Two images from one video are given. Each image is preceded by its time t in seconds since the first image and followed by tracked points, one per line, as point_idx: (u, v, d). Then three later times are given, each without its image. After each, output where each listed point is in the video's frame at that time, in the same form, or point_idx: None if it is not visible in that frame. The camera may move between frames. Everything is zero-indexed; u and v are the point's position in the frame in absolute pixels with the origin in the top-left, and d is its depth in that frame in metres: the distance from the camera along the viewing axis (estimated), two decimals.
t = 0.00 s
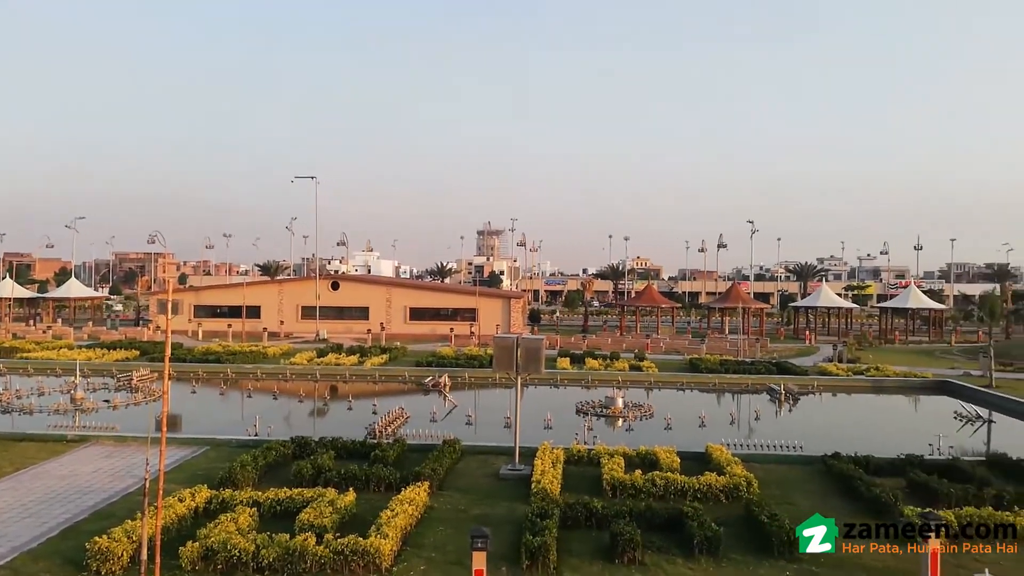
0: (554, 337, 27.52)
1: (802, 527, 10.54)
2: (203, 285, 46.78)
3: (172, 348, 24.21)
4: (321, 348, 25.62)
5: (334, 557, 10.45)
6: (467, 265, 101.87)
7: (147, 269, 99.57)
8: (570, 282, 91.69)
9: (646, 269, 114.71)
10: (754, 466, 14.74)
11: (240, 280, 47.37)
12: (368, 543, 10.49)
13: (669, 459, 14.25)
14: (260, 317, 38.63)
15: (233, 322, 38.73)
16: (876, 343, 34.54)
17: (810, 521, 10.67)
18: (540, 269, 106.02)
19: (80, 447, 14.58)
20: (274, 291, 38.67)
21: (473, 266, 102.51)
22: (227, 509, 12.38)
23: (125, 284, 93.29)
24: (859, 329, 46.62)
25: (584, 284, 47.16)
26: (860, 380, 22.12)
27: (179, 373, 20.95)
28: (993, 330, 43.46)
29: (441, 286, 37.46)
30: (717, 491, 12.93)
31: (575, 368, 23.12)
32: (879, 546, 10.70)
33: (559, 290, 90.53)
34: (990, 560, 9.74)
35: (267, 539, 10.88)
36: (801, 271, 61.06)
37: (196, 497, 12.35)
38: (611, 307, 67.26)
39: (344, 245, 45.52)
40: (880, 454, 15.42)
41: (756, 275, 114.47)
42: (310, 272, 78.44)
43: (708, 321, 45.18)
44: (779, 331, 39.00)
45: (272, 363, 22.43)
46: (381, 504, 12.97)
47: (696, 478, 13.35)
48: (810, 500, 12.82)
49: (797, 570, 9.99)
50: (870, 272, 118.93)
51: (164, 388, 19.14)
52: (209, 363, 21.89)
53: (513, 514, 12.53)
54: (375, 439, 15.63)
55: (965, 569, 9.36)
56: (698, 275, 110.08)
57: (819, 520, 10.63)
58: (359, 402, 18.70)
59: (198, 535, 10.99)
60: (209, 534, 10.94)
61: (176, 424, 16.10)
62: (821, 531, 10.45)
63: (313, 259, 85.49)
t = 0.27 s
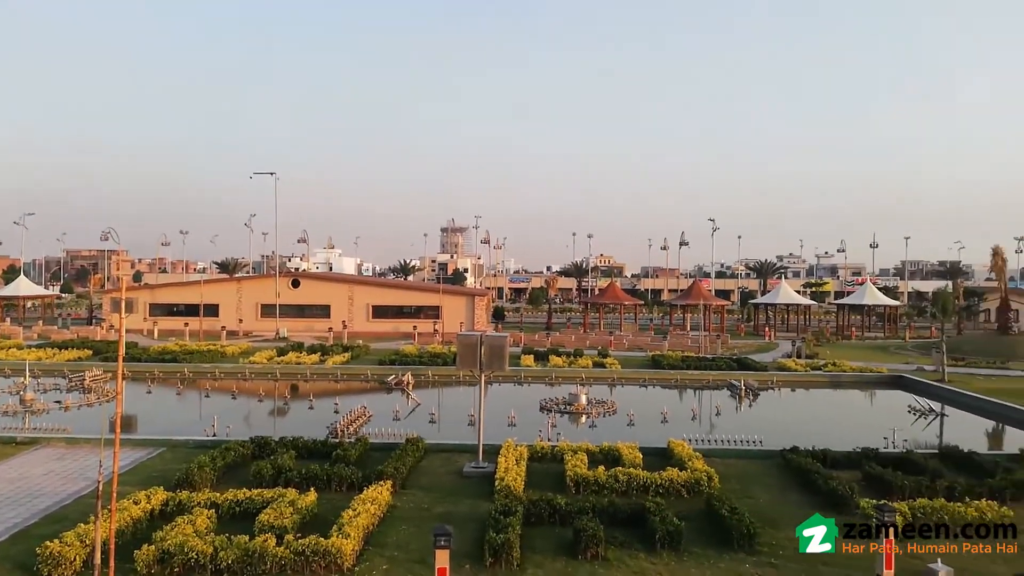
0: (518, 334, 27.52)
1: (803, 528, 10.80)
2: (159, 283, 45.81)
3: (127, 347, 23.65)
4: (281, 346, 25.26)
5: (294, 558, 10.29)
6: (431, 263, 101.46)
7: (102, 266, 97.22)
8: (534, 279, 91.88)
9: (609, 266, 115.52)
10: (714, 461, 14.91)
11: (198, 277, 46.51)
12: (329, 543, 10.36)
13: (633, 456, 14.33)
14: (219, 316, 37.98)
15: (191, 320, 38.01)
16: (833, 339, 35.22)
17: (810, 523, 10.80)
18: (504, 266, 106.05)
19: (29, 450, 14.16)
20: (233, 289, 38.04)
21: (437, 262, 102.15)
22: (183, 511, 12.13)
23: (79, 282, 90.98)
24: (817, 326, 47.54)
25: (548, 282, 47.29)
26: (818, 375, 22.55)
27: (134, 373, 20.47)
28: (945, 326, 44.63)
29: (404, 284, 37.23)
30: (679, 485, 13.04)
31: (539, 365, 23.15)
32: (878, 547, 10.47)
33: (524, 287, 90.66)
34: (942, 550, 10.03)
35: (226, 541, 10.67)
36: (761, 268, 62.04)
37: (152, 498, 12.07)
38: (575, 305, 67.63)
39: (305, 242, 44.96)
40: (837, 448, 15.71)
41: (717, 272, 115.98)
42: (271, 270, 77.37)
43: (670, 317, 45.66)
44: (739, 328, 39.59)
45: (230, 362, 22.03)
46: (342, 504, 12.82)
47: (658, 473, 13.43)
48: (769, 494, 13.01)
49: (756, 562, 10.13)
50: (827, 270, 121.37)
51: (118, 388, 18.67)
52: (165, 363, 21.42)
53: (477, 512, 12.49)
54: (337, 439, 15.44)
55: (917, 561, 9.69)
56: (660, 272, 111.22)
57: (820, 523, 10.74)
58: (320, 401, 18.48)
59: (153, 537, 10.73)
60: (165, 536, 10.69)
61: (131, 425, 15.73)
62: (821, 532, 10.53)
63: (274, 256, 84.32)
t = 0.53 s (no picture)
0: (487, 332, 27.49)
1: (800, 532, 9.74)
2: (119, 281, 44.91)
3: (86, 346, 23.15)
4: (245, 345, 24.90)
5: (260, 559, 10.16)
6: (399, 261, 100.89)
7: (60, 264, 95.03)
8: (503, 277, 91.86)
9: (577, 264, 115.95)
10: (681, 456, 15.06)
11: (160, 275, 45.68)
12: (295, 543, 10.25)
13: (601, 453, 14.40)
14: (182, 314, 37.36)
15: (153, 319, 37.34)
16: (797, 336, 35.77)
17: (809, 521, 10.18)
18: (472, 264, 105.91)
19: None
20: (196, 287, 37.45)
21: (404, 260, 101.59)
22: (145, 513, 11.91)
23: (36, 281, 88.78)
24: (781, 323, 48.24)
25: (516, 280, 47.36)
26: (782, 371, 22.89)
27: (94, 373, 20.04)
28: (905, 323, 45.60)
29: (371, 282, 36.98)
30: (646, 481, 13.14)
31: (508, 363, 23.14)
32: (879, 546, 10.20)
33: (492, 285, 90.57)
34: (900, 541, 10.36)
35: (189, 542, 10.50)
36: (726, 266, 62.77)
37: (113, 500, 11.83)
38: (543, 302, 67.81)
39: (270, 239, 44.40)
40: (800, 442, 15.96)
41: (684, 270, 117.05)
42: (235, 268, 76.30)
43: (637, 315, 45.98)
44: (705, 325, 39.99)
45: (193, 362, 21.67)
46: (309, 504, 12.68)
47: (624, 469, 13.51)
48: (734, 489, 13.17)
49: (722, 556, 10.25)
50: (791, 267, 123.26)
51: (77, 389, 18.26)
52: (126, 362, 21.00)
53: (445, 510, 12.45)
54: (303, 439, 15.26)
55: (878, 555, 9.94)
56: (628, 270, 111.98)
57: (819, 521, 10.14)
58: (286, 400, 18.27)
59: (114, 540, 10.51)
60: (126, 539, 10.48)
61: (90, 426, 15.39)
62: (822, 531, 9.96)
63: (238, 255, 83.16)
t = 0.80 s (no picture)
0: (455, 330, 27.44)
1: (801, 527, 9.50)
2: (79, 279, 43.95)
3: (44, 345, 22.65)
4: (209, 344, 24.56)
5: (225, 561, 10.04)
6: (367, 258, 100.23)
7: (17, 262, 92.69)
8: (472, 275, 91.77)
9: (547, 262, 116.25)
10: (648, 452, 15.20)
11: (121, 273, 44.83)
12: (261, 544, 10.14)
13: (570, 449, 14.48)
14: (144, 313, 36.71)
15: (115, 318, 36.64)
16: (762, 332, 36.27)
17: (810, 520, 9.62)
18: (441, 262, 105.64)
19: None
20: (159, 285, 36.81)
21: (373, 258, 100.96)
22: (107, 515, 11.70)
23: None
24: (746, 320, 48.89)
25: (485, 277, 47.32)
26: (747, 367, 23.22)
27: (53, 373, 19.62)
28: (866, 319, 46.55)
29: (339, 280, 36.70)
30: (613, 477, 13.25)
31: (477, 360, 23.14)
32: (880, 546, 10.14)
33: (461, 282, 90.42)
34: (861, 533, 10.63)
35: (152, 545, 10.34)
36: (693, 263, 63.43)
37: (73, 503, 11.60)
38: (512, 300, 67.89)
39: (234, 236, 43.82)
40: (764, 437, 16.21)
41: (652, 267, 118.00)
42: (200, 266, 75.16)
43: (606, 312, 46.25)
44: (672, 322, 40.34)
45: (156, 361, 21.31)
46: (275, 504, 12.56)
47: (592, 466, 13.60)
48: (700, 483, 13.34)
49: (688, 550, 10.38)
50: (757, 265, 124.92)
51: (35, 389, 17.87)
52: (86, 362, 20.58)
53: (413, 509, 12.43)
54: (269, 439, 15.10)
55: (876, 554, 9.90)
56: (596, 267, 112.52)
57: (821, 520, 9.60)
58: (251, 399, 18.06)
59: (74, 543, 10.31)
60: (86, 542, 10.29)
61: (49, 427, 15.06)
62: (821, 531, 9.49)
63: (203, 252, 81.89)
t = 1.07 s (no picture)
0: (424, 328, 27.35)
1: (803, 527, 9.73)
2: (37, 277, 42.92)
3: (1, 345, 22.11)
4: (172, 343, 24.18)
5: (189, 562, 9.91)
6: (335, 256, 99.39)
7: None
8: (441, 273, 91.50)
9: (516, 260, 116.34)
10: (615, 448, 15.34)
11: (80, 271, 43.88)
12: (226, 545, 10.04)
13: (538, 446, 14.54)
14: (106, 312, 36.00)
15: (75, 317, 35.87)
16: (727, 329, 36.73)
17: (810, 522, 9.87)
18: (410, 259, 105.17)
19: None
20: (120, 283, 36.12)
21: (341, 256, 100.13)
22: (67, 518, 11.49)
23: None
24: (712, 317, 49.47)
25: (454, 276, 47.18)
26: (712, 364, 23.51)
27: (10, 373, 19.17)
28: (828, 315, 47.40)
29: (305, 278, 36.36)
30: (581, 474, 13.35)
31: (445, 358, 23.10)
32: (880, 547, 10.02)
33: (430, 280, 90.14)
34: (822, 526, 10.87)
35: (114, 547, 10.18)
36: (660, 261, 63.97)
37: (31, 506, 11.36)
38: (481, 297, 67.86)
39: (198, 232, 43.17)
40: (729, 433, 16.44)
41: (620, 264, 118.81)
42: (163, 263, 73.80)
43: (574, 310, 46.43)
44: (640, 319, 40.66)
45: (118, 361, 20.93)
46: (240, 505, 12.43)
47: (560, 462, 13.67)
48: (666, 479, 13.50)
49: (654, 545, 10.50)
50: (723, 262, 126.36)
51: None
52: (44, 362, 20.12)
53: (381, 508, 12.40)
54: (234, 439, 14.92)
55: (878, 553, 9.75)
56: (565, 265, 112.92)
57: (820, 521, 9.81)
58: (216, 399, 17.84)
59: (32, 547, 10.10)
60: (45, 546, 10.08)
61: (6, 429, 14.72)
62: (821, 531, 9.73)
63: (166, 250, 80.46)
